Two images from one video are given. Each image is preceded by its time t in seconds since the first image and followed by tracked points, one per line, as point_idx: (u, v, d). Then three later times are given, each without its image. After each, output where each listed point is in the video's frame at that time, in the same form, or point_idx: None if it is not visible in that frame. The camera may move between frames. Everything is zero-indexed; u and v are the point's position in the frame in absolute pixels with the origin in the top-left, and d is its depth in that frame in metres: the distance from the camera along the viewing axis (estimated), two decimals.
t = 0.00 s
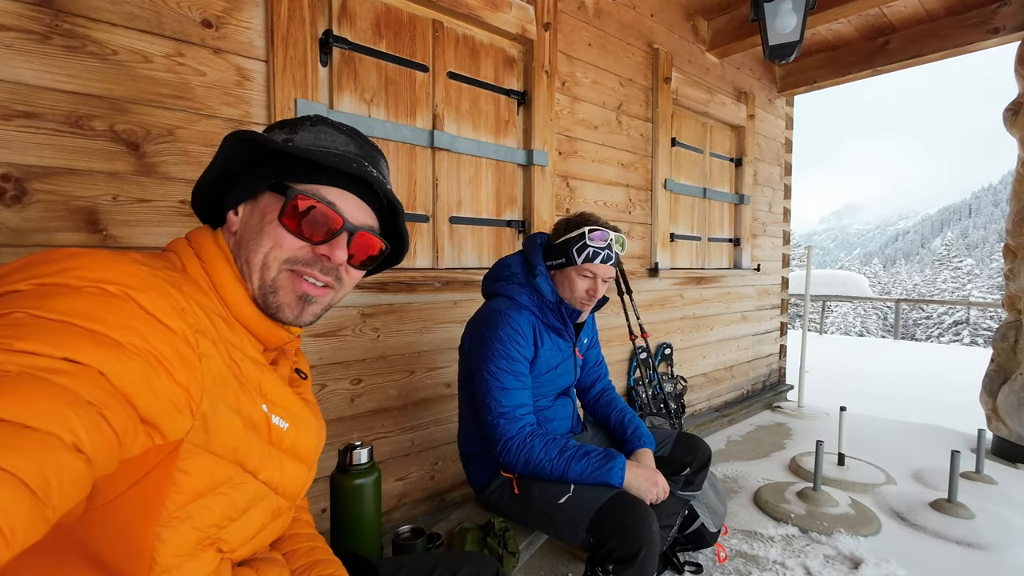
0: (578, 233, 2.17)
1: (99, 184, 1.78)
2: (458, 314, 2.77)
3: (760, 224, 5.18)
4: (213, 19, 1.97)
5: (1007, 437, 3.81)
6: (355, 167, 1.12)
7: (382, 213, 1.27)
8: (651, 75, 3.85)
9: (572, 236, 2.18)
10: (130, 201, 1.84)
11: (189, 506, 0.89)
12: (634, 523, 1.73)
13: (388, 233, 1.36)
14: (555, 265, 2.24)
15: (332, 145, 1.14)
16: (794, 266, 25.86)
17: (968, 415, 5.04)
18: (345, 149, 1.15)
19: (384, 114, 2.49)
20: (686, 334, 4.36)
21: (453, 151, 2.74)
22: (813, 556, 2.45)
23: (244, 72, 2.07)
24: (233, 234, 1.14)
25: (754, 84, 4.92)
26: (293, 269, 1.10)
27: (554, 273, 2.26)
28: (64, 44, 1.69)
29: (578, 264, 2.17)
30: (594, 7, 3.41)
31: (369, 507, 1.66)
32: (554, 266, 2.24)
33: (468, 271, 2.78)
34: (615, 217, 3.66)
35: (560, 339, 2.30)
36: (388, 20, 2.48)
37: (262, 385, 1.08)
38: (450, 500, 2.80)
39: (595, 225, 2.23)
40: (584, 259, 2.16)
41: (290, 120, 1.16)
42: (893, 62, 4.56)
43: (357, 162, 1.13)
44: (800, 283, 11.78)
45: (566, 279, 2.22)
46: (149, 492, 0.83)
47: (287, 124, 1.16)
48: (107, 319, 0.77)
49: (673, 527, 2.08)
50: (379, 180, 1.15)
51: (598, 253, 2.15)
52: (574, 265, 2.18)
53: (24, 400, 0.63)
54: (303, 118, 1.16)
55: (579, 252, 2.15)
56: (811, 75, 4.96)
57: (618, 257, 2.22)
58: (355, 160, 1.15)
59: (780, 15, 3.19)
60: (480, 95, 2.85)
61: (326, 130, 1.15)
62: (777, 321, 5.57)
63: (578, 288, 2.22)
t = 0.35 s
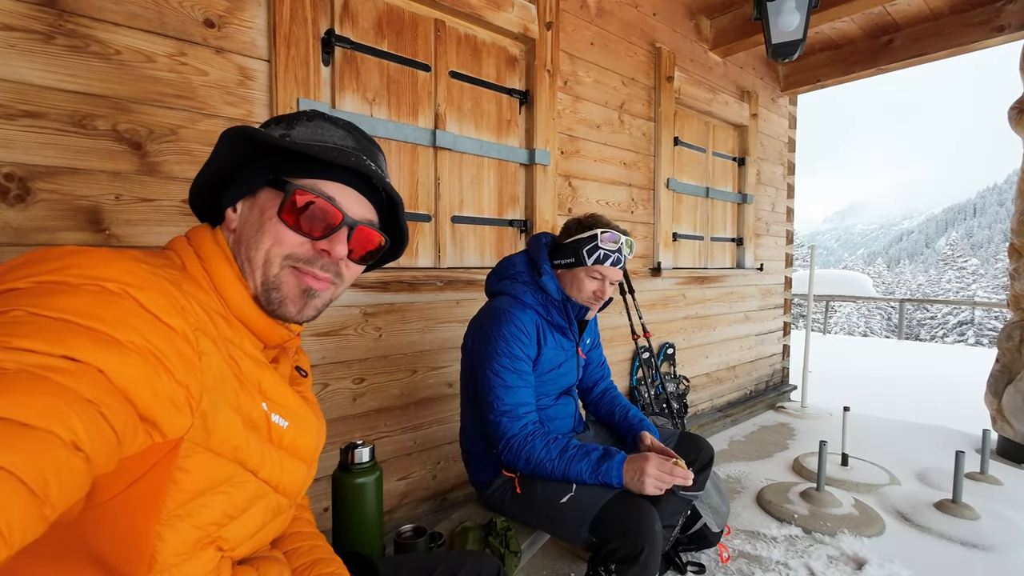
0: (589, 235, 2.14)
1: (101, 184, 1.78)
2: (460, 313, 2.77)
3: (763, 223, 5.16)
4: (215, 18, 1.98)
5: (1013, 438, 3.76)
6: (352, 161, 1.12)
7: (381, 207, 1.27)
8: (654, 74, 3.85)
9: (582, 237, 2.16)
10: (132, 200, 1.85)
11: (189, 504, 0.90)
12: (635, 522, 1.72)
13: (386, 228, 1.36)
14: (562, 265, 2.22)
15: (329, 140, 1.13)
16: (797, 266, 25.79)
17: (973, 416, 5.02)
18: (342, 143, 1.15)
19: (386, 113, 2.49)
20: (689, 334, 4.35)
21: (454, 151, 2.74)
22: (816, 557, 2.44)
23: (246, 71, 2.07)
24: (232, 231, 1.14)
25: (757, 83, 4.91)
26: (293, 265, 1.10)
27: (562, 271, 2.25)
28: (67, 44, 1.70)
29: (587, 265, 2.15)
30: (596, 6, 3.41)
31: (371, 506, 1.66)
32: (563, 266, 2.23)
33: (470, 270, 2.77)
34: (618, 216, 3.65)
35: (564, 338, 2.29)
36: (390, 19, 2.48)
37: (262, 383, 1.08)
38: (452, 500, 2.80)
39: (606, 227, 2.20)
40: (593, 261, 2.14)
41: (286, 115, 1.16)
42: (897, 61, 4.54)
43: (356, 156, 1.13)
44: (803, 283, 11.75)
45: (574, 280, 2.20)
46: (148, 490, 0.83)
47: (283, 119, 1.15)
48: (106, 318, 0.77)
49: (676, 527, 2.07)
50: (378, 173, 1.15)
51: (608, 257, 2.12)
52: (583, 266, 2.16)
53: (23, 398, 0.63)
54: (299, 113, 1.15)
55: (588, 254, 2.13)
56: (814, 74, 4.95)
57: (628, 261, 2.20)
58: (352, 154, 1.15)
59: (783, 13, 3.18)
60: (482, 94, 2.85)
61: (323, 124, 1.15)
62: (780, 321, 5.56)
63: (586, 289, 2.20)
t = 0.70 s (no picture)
0: (585, 224, 2.20)
1: (104, 184, 1.79)
2: (462, 313, 2.77)
3: (765, 222, 5.16)
4: (217, 18, 1.98)
5: (1014, 437, 3.77)
6: (354, 167, 1.11)
7: (383, 212, 1.26)
8: (655, 74, 3.84)
9: (579, 227, 2.22)
10: (135, 200, 1.85)
11: (189, 505, 0.90)
12: (637, 522, 1.72)
13: (389, 235, 1.36)
14: (563, 258, 2.27)
15: (334, 145, 1.14)
16: (799, 266, 25.76)
17: (975, 415, 5.01)
18: (347, 148, 1.15)
19: (388, 113, 2.49)
20: (690, 334, 4.35)
21: (456, 150, 2.74)
22: (818, 557, 2.44)
23: (248, 71, 2.07)
24: (233, 230, 1.14)
25: (759, 83, 4.90)
26: (292, 269, 1.10)
27: (563, 265, 2.29)
28: (69, 44, 1.70)
29: (589, 252, 2.20)
30: (598, 6, 3.41)
31: (373, 505, 1.66)
32: (564, 259, 2.27)
33: (471, 270, 2.78)
34: (619, 216, 3.65)
35: (567, 337, 2.29)
36: (392, 19, 2.48)
37: (262, 383, 1.08)
38: (454, 499, 2.81)
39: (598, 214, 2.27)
40: (593, 246, 2.19)
41: (293, 117, 1.16)
42: (899, 60, 4.53)
43: (360, 163, 1.13)
44: (804, 283, 11.74)
45: (576, 270, 2.24)
46: (149, 491, 0.84)
47: (290, 122, 1.16)
48: (105, 319, 0.77)
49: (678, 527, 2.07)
50: (381, 180, 1.15)
51: (606, 240, 2.18)
52: (585, 254, 2.20)
53: (22, 399, 0.63)
54: (306, 116, 1.16)
55: (588, 241, 2.18)
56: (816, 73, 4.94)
57: (625, 245, 2.26)
58: (357, 161, 1.15)
59: (785, 12, 3.18)
60: (484, 94, 2.85)
61: (330, 129, 1.15)
62: (781, 321, 5.55)
63: (589, 277, 2.23)
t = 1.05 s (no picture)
0: (581, 221, 2.20)
1: (104, 184, 1.79)
2: (462, 313, 2.77)
3: (766, 222, 5.15)
4: (217, 18, 1.98)
5: (1015, 437, 3.77)
6: (357, 168, 1.12)
7: (384, 211, 1.27)
8: (656, 73, 3.84)
9: (575, 225, 2.22)
10: (135, 200, 1.85)
11: (189, 504, 0.90)
12: (637, 522, 1.72)
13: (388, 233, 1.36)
14: (561, 257, 2.26)
15: (336, 145, 1.14)
16: (800, 265, 25.74)
17: (976, 415, 5.01)
18: (349, 149, 1.15)
19: (388, 112, 2.49)
20: (691, 333, 4.34)
21: (456, 150, 2.74)
22: (818, 557, 2.44)
23: (248, 71, 2.07)
24: (234, 231, 1.14)
25: (760, 82, 4.90)
26: (297, 269, 1.11)
27: (561, 263, 2.30)
28: (70, 44, 1.70)
29: (586, 248, 2.20)
30: (598, 5, 3.40)
31: (373, 505, 1.66)
32: (562, 257, 2.27)
33: (472, 269, 2.77)
34: (620, 215, 3.65)
35: (567, 337, 2.29)
36: (392, 18, 2.48)
37: (262, 382, 1.08)
38: (455, 499, 2.81)
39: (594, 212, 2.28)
40: (591, 243, 2.19)
41: (293, 117, 1.16)
42: (900, 59, 4.52)
43: (363, 164, 1.13)
44: (805, 282, 11.73)
45: (575, 267, 2.25)
46: (149, 491, 0.84)
47: (290, 121, 1.15)
48: (105, 318, 0.77)
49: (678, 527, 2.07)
50: (384, 181, 1.16)
51: (604, 236, 2.18)
52: (583, 250, 2.21)
53: (22, 398, 0.63)
54: (306, 116, 1.16)
55: (585, 237, 2.19)
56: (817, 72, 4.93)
57: (623, 240, 2.26)
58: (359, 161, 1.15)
59: (786, 12, 3.17)
60: (484, 94, 2.85)
61: (331, 130, 1.15)
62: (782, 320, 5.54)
63: (588, 273, 2.23)
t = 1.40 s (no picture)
0: (576, 218, 2.20)
1: (101, 182, 1.78)
2: (460, 312, 2.76)
3: (764, 221, 5.16)
4: (215, 16, 1.97)
5: (1013, 436, 3.78)
6: (403, 212, 1.17)
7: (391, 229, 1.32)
8: (654, 72, 3.84)
9: (570, 222, 2.21)
10: (131, 198, 1.84)
11: (186, 500, 0.89)
12: (635, 520, 1.72)
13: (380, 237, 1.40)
14: (557, 255, 2.25)
15: (377, 179, 1.15)
16: (798, 265, 25.78)
17: (974, 414, 5.01)
18: (387, 182, 1.18)
19: (386, 111, 2.48)
20: (689, 333, 4.34)
21: (455, 149, 2.73)
22: (816, 556, 2.44)
23: (246, 69, 2.07)
24: (260, 240, 1.09)
25: (758, 82, 4.90)
26: (335, 292, 1.16)
27: (557, 262, 2.28)
28: (66, 41, 1.69)
29: (583, 246, 2.20)
30: (597, 4, 3.40)
31: (371, 503, 1.66)
32: (558, 256, 2.25)
33: (470, 268, 2.77)
34: (618, 215, 3.65)
35: (564, 335, 2.29)
36: (390, 17, 2.48)
37: (261, 376, 1.07)
38: (453, 498, 2.81)
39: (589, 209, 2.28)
40: (586, 240, 2.19)
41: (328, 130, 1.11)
42: (898, 59, 4.53)
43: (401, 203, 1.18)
44: (803, 282, 11.75)
45: (572, 265, 2.23)
46: (145, 487, 0.83)
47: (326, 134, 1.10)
48: (96, 316, 0.76)
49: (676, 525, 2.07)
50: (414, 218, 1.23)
51: (599, 232, 2.18)
52: (579, 247, 2.20)
53: (9, 399, 0.62)
54: (345, 134, 1.12)
55: (581, 234, 2.18)
56: (816, 72, 4.93)
57: (618, 236, 2.26)
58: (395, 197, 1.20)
59: (784, 11, 3.17)
60: (482, 93, 2.84)
61: (371, 158, 1.15)
62: (781, 319, 5.55)
63: (585, 269, 2.23)
